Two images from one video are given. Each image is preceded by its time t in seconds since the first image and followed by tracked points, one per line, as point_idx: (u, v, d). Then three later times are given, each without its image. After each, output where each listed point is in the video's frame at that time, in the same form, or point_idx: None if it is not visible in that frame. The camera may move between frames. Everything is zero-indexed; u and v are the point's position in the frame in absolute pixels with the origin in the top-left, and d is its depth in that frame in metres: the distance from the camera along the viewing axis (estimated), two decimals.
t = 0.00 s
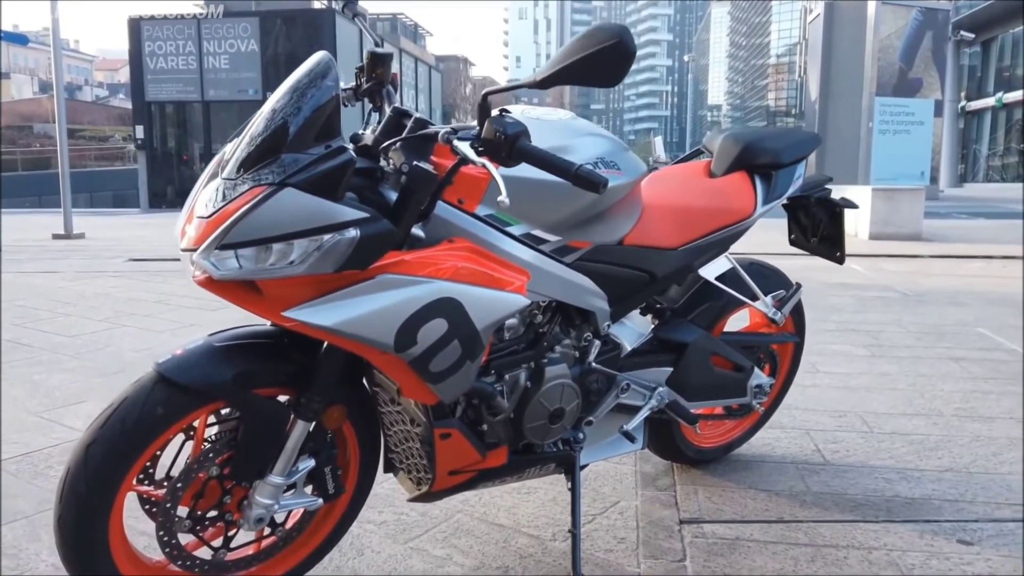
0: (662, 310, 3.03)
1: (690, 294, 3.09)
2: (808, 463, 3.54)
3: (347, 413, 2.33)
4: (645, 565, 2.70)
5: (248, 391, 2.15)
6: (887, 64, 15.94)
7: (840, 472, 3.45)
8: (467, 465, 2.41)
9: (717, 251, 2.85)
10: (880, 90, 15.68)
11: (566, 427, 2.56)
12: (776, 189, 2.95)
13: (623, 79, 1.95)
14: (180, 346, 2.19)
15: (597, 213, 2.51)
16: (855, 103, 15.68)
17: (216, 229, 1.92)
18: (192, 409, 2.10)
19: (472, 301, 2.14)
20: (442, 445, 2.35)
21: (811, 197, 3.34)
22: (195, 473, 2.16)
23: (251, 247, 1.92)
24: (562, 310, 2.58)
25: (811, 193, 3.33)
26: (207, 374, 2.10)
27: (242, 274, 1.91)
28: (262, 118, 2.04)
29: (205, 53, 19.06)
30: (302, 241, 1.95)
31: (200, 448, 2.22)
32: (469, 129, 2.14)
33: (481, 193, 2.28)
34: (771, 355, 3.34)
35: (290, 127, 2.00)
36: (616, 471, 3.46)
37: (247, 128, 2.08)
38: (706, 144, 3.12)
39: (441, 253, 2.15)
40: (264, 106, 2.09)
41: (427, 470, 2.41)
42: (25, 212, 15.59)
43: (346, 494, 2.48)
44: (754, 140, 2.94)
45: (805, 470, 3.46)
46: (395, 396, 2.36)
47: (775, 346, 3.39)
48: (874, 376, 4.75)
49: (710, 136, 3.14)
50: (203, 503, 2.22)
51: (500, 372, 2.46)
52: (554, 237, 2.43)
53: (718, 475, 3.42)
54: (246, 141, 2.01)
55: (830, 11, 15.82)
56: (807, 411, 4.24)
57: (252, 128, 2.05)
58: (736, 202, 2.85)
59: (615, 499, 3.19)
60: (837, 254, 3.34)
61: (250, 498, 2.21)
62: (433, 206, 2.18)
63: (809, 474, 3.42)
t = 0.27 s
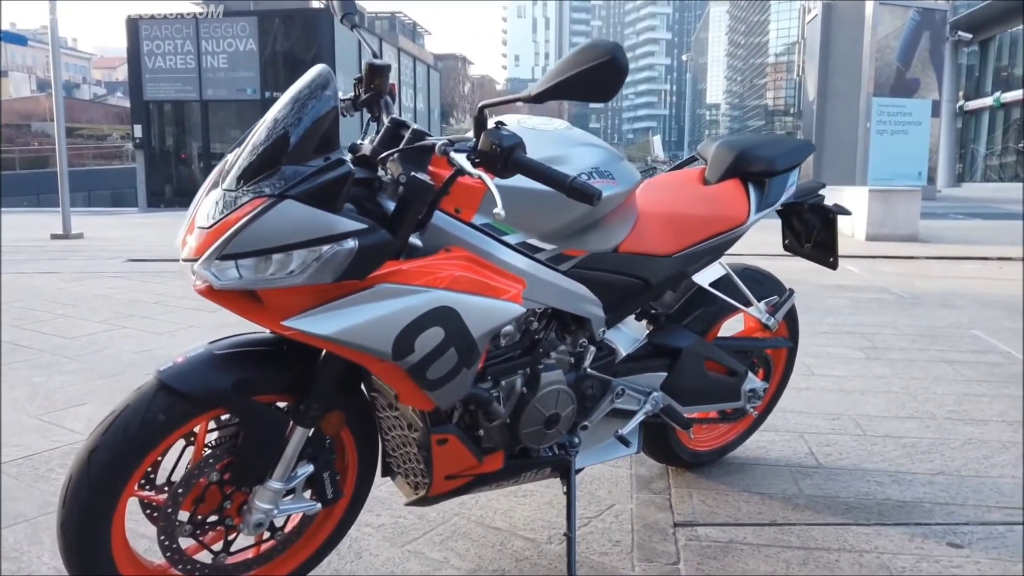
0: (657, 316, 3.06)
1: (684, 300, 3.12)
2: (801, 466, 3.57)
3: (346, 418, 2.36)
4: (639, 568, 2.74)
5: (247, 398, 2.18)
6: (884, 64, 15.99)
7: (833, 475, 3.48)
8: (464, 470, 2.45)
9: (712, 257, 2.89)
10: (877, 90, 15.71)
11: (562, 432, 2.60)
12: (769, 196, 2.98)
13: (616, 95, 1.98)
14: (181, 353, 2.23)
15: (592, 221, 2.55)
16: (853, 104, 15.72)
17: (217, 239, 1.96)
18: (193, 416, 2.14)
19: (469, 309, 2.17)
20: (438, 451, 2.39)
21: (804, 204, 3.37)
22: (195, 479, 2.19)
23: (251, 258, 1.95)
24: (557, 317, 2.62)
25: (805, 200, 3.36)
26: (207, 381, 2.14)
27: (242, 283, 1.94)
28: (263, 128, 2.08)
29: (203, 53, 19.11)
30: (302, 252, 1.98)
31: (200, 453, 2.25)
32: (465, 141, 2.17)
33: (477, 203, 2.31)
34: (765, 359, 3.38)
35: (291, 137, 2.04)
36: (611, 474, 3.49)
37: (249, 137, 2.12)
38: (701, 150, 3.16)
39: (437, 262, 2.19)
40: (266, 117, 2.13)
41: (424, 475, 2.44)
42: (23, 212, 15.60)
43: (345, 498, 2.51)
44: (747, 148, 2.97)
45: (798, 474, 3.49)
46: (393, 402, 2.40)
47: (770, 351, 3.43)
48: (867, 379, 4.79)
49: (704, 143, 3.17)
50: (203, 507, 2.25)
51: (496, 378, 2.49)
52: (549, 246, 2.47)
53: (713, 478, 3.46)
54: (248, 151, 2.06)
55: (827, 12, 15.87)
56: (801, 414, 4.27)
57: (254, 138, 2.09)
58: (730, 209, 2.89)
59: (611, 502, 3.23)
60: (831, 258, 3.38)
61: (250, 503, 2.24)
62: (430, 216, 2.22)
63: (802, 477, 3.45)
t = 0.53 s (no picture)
0: (651, 323, 3.12)
1: (678, 307, 3.16)
2: (794, 470, 3.61)
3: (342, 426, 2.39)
4: (632, 572, 2.77)
5: (246, 407, 2.22)
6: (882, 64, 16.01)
7: (825, 479, 3.52)
8: (459, 476, 2.48)
9: (704, 265, 2.92)
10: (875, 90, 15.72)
11: (556, 438, 2.63)
12: (762, 205, 3.02)
13: (606, 114, 2.02)
14: (180, 363, 2.26)
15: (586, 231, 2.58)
16: (851, 103, 15.74)
17: (216, 251, 1.99)
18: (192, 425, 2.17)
19: (464, 319, 2.21)
20: (434, 457, 2.42)
21: (797, 212, 3.40)
22: (194, 486, 2.23)
23: (249, 271, 1.98)
24: (552, 325, 2.65)
25: (796, 209, 3.38)
26: (206, 390, 2.17)
27: (240, 295, 1.98)
28: (264, 139, 2.11)
29: (202, 50, 19.11)
30: (300, 265, 2.01)
31: (199, 461, 2.29)
32: (461, 154, 2.18)
33: (473, 214, 2.34)
34: (757, 365, 3.42)
35: (290, 149, 2.06)
36: (606, 478, 3.53)
37: (249, 148, 2.15)
38: (694, 159, 3.18)
39: (433, 273, 2.22)
40: (266, 128, 2.16)
41: (419, 481, 2.48)
42: (21, 209, 15.60)
43: (341, 504, 2.54)
44: (741, 158, 3.00)
45: (791, 478, 3.53)
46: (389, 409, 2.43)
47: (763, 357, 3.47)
48: (861, 383, 4.82)
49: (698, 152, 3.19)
50: (202, 513, 2.29)
51: (491, 386, 2.52)
52: (544, 257, 2.51)
53: (706, 482, 3.49)
54: (248, 162, 2.08)
55: (826, 12, 15.88)
56: (795, 418, 4.31)
57: (254, 149, 2.11)
58: (724, 219, 2.92)
59: (605, 507, 3.26)
60: (824, 266, 3.42)
61: (248, 509, 2.27)
62: (426, 227, 2.25)
63: (794, 481, 3.49)
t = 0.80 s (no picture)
0: (646, 328, 3.12)
1: (673, 312, 3.18)
2: (788, 474, 3.64)
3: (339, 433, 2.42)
4: None
5: (243, 415, 2.24)
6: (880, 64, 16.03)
7: (819, 483, 3.55)
8: (454, 482, 2.50)
9: (699, 272, 2.95)
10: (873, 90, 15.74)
11: (551, 444, 2.65)
12: (756, 212, 3.05)
13: (600, 128, 2.04)
14: (178, 371, 2.28)
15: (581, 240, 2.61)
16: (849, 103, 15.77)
17: (214, 261, 2.01)
18: (190, 433, 2.19)
19: (459, 328, 2.23)
20: (429, 464, 2.44)
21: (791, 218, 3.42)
22: (192, 492, 2.25)
23: (247, 281, 2.00)
24: (547, 331, 2.68)
25: (790, 214, 3.40)
26: (203, 399, 2.19)
27: (238, 305, 2.00)
28: (263, 147, 2.12)
29: (201, 48, 19.11)
30: (297, 275, 2.04)
31: (197, 468, 2.31)
32: (457, 165, 2.21)
33: (468, 223, 2.37)
34: (752, 369, 3.44)
35: (289, 158, 2.08)
36: (602, 482, 3.56)
37: (249, 156, 2.17)
38: (689, 165, 3.20)
39: (429, 282, 2.24)
40: (266, 136, 2.17)
41: (415, 487, 2.50)
42: (19, 207, 15.60)
43: (337, 509, 2.57)
44: (735, 165, 3.03)
45: (785, 482, 3.56)
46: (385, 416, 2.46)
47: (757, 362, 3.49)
48: (856, 386, 4.85)
49: (692, 158, 3.22)
50: (199, 520, 2.31)
51: (487, 393, 2.55)
52: (539, 265, 2.54)
53: (701, 486, 3.52)
54: (247, 170, 2.10)
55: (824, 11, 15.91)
56: (790, 421, 4.34)
57: (254, 157, 2.13)
58: (718, 226, 2.95)
59: (600, 511, 3.29)
60: (817, 271, 3.44)
61: (246, 516, 2.30)
62: (422, 237, 2.27)
63: (788, 485, 3.52)
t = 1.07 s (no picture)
0: (641, 334, 3.14)
1: (668, 318, 3.20)
2: (783, 478, 3.66)
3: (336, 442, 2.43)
4: None
5: (241, 424, 2.26)
6: (878, 64, 16.05)
7: (814, 487, 3.57)
8: (451, 489, 2.52)
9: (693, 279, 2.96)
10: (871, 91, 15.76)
11: (547, 451, 2.67)
12: (750, 219, 3.07)
13: (593, 141, 2.07)
14: (176, 380, 2.30)
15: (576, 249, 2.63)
16: (847, 104, 15.78)
17: (212, 272, 2.03)
18: (188, 442, 2.21)
19: (455, 338, 2.25)
20: (426, 471, 2.46)
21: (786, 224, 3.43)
22: (190, 501, 2.27)
23: (244, 292, 2.02)
24: (543, 339, 2.69)
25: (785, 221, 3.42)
26: (201, 408, 2.21)
27: (235, 316, 2.02)
28: (262, 157, 2.15)
29: (199, 49, 19.11)
30: (294, 286, 2.06)
31: (195, 476, 2.33)
32: (453, 176, 2.21)
33: (464, 233, 2.39)
34: (747, 375, 3.46)
35: (288, 168, 2.10)
36: (598, 487, 3.58)
37: (247, 166, 2.19)
38: (685, 172, 3.22)
39: (425, 292, 2.26)
40: (264, 146, 2.20)
41: (412, 493, 2.52)
42: (18, 209, 15.61)
43: (335, 516, 2.59)
44: (730, 173, 3.05)
45: (780, 486, 3.58)
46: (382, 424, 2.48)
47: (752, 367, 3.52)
48: (852, 389, 4.87)
49: (687, 165, 3.23)
50: (198, 527, 2.33)
51: (483, 400, 2.56)
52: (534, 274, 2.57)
53: (697, 491, 3.54)
54: (246, 179, 2.12)
55: (821, 13, 15.93)
56: (785, 425, 4.36)
57: (253, 166, 2.15)
58: (712, 234, 2.97)
59: (596, 516, 3.31)
60: (812, 276, 3.45)
61: (243, 523, 2.32)
62: (419, 247, 2.29)
63: (783, 490, 3.54)
